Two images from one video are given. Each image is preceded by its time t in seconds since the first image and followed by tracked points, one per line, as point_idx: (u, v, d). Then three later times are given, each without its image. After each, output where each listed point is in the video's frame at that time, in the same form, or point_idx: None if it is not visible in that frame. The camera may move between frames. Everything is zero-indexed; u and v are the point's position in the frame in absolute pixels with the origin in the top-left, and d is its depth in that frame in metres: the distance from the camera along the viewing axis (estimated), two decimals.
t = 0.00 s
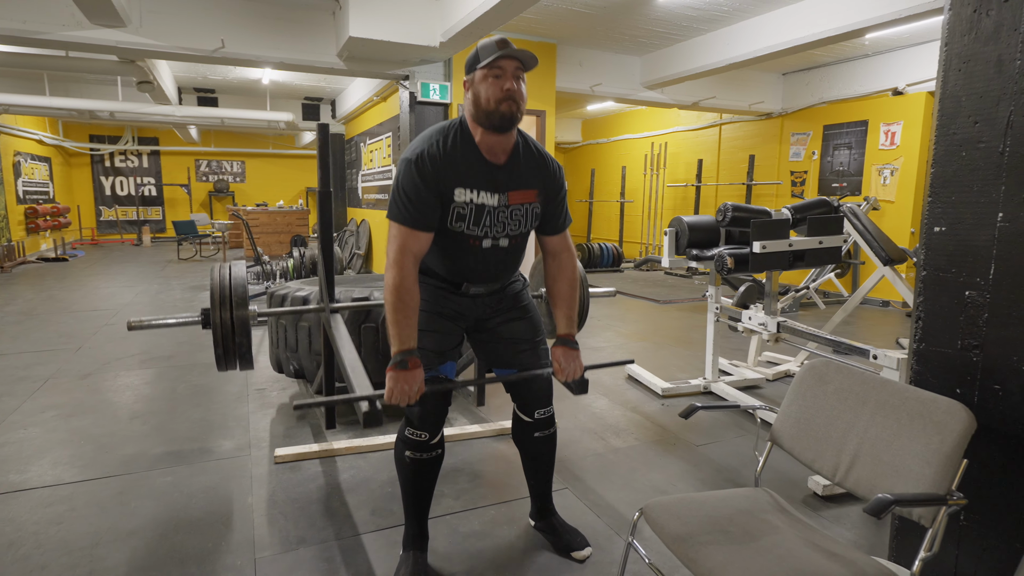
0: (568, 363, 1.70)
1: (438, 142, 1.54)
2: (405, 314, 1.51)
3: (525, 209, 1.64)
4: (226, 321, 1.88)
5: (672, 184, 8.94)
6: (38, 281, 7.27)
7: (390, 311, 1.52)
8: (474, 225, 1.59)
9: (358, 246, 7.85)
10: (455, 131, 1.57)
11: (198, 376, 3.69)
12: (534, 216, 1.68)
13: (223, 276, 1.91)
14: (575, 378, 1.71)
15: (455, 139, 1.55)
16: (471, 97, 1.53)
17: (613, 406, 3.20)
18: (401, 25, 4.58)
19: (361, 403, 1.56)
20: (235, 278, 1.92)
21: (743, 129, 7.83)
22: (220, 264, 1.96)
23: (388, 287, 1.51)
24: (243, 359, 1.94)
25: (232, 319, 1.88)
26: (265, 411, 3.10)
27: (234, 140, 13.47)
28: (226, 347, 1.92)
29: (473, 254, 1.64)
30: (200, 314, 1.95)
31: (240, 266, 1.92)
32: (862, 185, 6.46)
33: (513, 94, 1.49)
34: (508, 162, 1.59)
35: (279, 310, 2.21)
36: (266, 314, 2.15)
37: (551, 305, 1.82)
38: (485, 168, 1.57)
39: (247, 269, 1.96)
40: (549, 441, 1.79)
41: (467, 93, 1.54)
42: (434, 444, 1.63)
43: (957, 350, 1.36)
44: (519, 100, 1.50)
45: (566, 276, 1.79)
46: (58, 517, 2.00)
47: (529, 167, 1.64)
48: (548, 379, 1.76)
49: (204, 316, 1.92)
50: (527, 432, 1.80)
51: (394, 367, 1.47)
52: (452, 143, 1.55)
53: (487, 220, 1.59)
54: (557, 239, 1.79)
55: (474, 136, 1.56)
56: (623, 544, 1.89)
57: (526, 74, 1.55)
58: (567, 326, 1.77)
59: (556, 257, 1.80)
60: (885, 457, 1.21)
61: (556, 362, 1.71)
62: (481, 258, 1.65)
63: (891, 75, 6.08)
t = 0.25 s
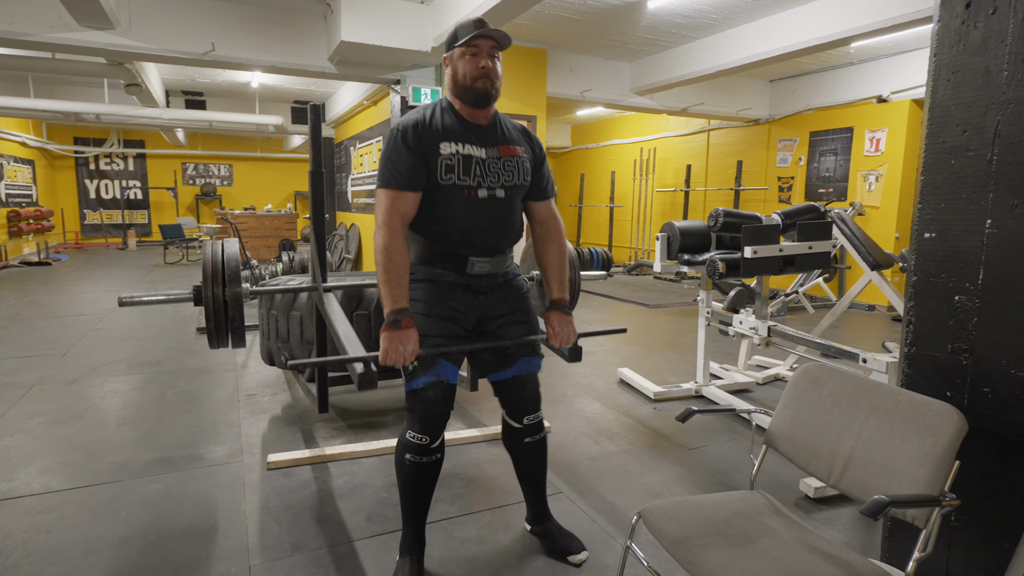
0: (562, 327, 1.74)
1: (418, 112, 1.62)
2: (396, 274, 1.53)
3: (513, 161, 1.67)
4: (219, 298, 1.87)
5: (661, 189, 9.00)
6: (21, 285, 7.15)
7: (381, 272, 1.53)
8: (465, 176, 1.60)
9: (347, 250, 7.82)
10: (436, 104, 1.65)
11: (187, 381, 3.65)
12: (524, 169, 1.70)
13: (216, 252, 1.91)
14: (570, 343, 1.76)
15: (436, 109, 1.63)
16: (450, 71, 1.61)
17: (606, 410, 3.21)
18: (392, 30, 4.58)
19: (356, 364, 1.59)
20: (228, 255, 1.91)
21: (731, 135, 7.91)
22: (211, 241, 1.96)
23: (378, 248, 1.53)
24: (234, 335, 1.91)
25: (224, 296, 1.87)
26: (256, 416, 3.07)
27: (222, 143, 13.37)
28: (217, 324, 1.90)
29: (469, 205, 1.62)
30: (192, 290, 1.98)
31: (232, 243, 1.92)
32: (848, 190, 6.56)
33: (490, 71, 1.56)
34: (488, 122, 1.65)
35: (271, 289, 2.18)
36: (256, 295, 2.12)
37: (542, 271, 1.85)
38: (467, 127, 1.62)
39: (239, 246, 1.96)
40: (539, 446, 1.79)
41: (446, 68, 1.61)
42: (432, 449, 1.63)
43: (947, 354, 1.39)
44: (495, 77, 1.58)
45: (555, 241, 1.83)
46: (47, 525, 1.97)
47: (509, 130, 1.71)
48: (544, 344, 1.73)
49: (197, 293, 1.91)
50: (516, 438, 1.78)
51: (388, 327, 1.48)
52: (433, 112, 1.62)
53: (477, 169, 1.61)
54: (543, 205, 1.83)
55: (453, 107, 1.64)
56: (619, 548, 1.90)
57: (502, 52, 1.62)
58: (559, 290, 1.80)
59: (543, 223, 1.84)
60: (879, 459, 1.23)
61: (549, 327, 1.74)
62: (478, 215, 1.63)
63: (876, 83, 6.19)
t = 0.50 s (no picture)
0: (554, 320, 1.75)
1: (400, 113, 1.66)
2: (384, 265, 1.54)
3: (497, 146, 1.69)
4: (209, 293, 1.88)
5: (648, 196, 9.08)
6: None
7: (370, 265, 1.54)
8: (451, 158, 1.60)
9: (334, 257, 7.77)
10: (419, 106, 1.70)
11: (173, 390, 3.59)
12: (508, 154, 1.72)
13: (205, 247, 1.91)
14: (561, 335, 1.76)
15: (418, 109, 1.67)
16: (434, 77, 1.65)
17: (596, 415, 3.22)
18: (381, 37, 4.59)
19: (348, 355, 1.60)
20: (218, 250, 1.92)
21: (716, 143, 8.01)
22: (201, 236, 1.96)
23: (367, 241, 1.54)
24: (226, 331, 1.90)
25: (214, 292, 1.87)
26: (244, 424, 3.04)
27: (207, 149, 13.25)
28: (206, 319, 1.90)
29: (458, 185, 1.61)
30: (181, 287, 1.95)
31: (222, 238, 1.89)
32: (831, 198, 6.66)
33: (470, 82, 1.61)
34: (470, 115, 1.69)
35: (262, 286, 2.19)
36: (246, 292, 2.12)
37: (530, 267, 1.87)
38: (449, 120, 1.66)
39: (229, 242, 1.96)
40: (528, 451, 1.79)
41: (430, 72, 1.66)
42: (426, 455, 1.62)
43: (935, 359, 1.42)
44: (476, 86, 1.63)
45: (540, 234, 1.86)
46: (30, 538, 1.93)
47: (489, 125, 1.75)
48: (537, 338, 1.72)
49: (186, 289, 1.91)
50: (506, 445, 1.78)
51: (379, 317, 1.49)
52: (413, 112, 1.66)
53: (462, 152, 1.62)
54: (527, 201, 1.86)
55: (436, 107, 1.69)
56: (612, 553, 1.91)
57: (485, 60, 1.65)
58: (549, 283, 1.82)
59: (529, 219, 1.86)
60: (871, 463, 1.25)
61: (542, 320, 1.75)
62: (469, 200, 1.62)
63: (857, 92, 6.30)
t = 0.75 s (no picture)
0: (551, 324, 1.77)
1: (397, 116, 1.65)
2: (383, 271, 1.53)
3: (495, 153, 1.69)
4: (203, 298, 1.87)
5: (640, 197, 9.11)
6: None
7: (368, 271, 1.54)
8: (449, 165, 1.60)
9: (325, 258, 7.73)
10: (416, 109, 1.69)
11: (164, 392, 3.56)
12: (507, 161, 1.72)
13: (200, 251, 1.90)
14: (558, 338, 1.79)
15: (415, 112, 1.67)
16: (432, 78, 1.65)
17: (591, 416, 3.23)
18: (374, 37, 4.57)
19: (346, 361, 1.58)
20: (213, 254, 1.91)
21: (707, 144, 8.06)
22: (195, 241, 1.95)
23: (365, 247, 1.54)
24: (219, 336, 1.88)
25: (209, 297, 1.86)
26: (237, 427, 3.01)
27: (196, 149, 13.15)
28: (201, 324, 1.88)
29: (457, 193, 1.60)
30: (175, 291, 1.95)
31: (217, 243, 1.89)
32: (821, 199, 6.72)
33: (468, 81, 1.61)
34: (468, 121, 1.68)
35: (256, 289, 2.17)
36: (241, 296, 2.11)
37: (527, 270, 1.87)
38: (448, 127, 1.65)
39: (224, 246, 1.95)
40: (528, 453, 1.79)
41: (427, 74, 1.65)
42: (423, 457, 1.61)
43: (929, 357, 1.43)
44: (474, 86, 1.62)
45: (537, 238, 1.87)
46: (21, 541, 1.91)
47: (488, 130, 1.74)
48: (535, 341, 1.75)
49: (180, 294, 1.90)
50: (507, 446, 1.78)
51: (377, 323, 1.48)
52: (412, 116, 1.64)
53: (460, 159, 1.62)
54: (524, 206, 1.86)
55: (434, 111, 1.68)
56: (609, 553, 1.91)
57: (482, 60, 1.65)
58: (546, 286, 1.82)
59: (526, 223, 1.87)
60: (868, 460, 1.26)
61: (539, 323, 1.78)
62: (466, 204, 1.61)
63: (847, 95, 6.36)
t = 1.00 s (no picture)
0: (550, 339, 1.76)
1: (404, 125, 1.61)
2: (384, 287, 1.52)
3: (499, 178, 1.69)
4: (201, 309, 1.86)
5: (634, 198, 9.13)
6: None
7: (369, 286, 1.53)
8: (450, 191, 1.61)
9: (320, 259, 7.71)
10: (422, 118, 1.65)
11: (158, 394, 3.54)
12: (509, 185, 1.72)
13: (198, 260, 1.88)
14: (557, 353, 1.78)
15: (421, 122, 1.63)
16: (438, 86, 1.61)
17: (588, 416, 3.23)
18: (369, 38, 4.56)
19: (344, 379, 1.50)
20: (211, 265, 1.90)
21: (701, 145, 8.09)
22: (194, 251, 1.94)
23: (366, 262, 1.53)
24: (216, 346, 1.88)
25: (207, 308, 1.86)
26: (232, 429, 3.00)
27: (188, 150, 13.08)
28: (198, 335, 1.88)
29: (456, 222, 1.62)
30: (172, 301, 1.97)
31: (215, 253, 1.88)
32: (815, 200, 6.76)
33: (477, 86, 1.56)
34: (474, 139, 1.67)
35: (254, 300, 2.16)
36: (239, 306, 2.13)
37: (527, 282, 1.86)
38: (454, 145, 1.63)
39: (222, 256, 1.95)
40: (531, 454, 1.78)
41: (433, 83, 1.62)
42: (421, 458, 1.60)
43: (926, 357, 1.44)
44: (482, 91, 1.58)
45: (541, 253, 1.84)
46: (15, 546, 1.89)
47: (494, 147, 1.72)
48: (533, 357, 1.74)
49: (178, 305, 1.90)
50: (508, 446, 1.78)
51: (378, 340, 1.48)
52: (420, 128, 1.61)
53: (463, 185, 1.62)
54: (526, 219, 1.85)
55: (440, 122, 1.64)
56: (608, 554, 1.91)
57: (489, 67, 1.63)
58: (546, 301, 1.81)
59: (526, 236, 1.85)
60: (867, 459, 1.27)
61: (538, 338, 1.76)
62: (464, 230, 1.64)
63: (840, 96, 6.38)
